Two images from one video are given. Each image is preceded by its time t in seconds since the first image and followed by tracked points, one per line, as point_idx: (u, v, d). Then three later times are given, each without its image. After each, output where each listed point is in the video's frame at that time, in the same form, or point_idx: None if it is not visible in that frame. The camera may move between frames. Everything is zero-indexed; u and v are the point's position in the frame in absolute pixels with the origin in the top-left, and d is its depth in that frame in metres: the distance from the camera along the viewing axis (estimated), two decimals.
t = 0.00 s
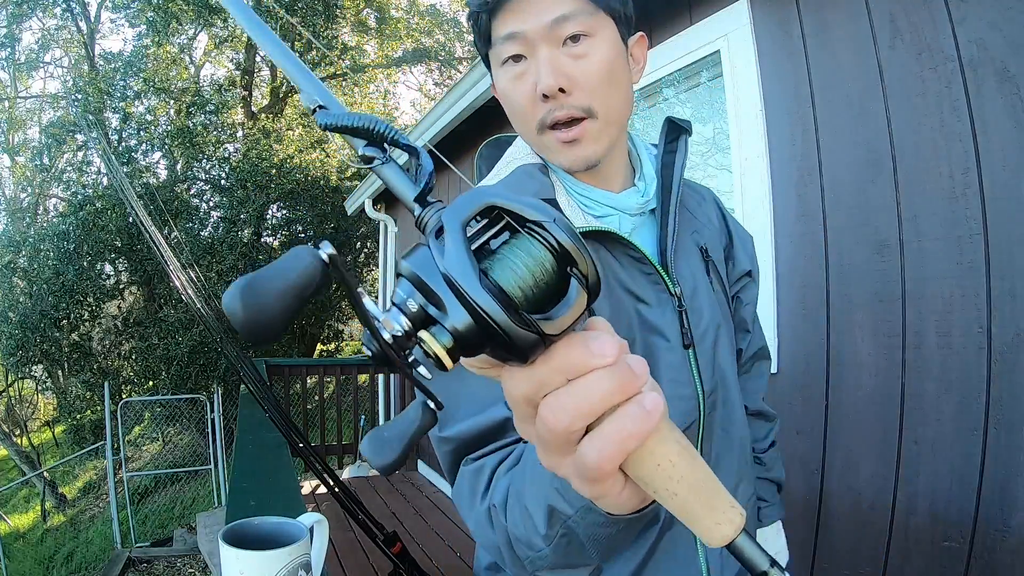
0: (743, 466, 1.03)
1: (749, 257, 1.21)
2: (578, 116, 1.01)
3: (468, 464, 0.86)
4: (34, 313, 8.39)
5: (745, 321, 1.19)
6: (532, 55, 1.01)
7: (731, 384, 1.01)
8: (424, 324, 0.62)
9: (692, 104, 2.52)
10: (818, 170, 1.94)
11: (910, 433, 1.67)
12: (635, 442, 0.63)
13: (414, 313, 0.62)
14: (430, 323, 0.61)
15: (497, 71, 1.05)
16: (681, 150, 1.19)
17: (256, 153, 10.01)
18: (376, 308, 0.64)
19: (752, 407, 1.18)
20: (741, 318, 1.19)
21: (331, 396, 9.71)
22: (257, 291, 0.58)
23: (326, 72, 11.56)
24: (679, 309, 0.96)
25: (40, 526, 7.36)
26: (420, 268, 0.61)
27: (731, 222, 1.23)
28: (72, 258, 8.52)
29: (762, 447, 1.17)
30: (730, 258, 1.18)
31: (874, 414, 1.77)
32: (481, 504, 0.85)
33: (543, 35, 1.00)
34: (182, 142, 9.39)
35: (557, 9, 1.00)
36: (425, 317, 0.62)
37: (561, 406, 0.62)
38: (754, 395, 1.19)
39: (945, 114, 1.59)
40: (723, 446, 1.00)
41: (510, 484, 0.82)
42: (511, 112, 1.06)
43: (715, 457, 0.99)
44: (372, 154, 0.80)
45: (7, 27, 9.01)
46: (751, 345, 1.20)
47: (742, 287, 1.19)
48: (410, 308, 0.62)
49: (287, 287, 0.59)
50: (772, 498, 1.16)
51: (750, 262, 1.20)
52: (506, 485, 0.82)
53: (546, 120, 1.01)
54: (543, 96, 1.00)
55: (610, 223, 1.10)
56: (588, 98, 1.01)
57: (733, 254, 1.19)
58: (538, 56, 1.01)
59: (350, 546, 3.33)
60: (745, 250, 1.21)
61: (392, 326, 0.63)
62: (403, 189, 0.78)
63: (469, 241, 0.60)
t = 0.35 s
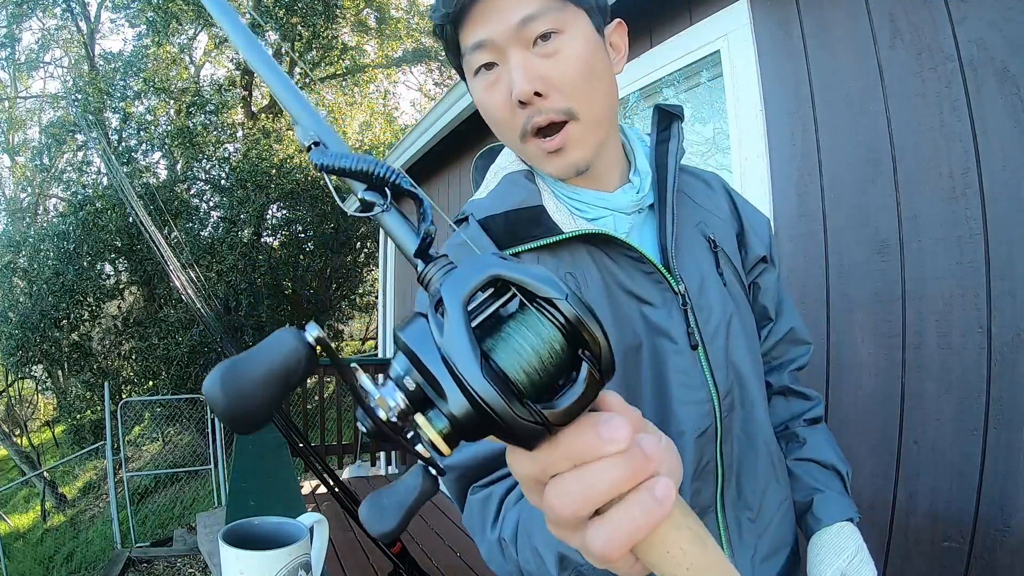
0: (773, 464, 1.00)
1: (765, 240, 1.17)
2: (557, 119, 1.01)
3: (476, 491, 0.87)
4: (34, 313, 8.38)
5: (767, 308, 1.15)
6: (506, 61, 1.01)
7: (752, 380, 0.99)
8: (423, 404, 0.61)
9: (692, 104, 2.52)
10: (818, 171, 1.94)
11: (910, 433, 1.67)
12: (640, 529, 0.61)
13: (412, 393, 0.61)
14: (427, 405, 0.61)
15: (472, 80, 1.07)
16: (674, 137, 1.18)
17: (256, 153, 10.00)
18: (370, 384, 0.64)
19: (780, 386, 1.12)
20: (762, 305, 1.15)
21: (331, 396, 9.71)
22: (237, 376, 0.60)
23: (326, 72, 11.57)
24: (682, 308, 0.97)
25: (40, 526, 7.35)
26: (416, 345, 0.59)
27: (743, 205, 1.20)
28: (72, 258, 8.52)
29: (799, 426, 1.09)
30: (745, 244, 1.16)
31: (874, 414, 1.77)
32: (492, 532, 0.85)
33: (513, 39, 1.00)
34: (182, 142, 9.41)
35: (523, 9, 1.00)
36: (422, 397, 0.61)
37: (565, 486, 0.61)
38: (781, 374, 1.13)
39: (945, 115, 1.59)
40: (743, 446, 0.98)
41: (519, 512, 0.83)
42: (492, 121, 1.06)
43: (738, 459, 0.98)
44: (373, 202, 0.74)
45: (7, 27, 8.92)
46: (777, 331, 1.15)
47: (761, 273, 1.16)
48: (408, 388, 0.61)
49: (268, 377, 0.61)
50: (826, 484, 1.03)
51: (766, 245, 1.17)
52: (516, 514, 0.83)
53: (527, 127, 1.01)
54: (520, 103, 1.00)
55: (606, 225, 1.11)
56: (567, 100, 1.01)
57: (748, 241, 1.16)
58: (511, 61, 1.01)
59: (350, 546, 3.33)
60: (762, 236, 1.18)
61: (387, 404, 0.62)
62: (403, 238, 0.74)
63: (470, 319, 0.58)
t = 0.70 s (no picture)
0: (776, 471, 1.00)
1: (775, 236, 1.16)
2: (535, 117, 1.00)
3: (467, 476, 0.88)
4: (34, 313, 8.37)
5: (783, 312, 1.14)
6: (484, 68, 1.04)
7: (749, 378, 0.99)
8: (399, 379, 0.59)
9: (692, 104, 2.51)
10: (818, 171, 1.94)
11: (910, 433, 1.68)
12: (623, 508, 0.61)
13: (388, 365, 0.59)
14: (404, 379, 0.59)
15: (463, 92, 1.10)
16: (673, 133, 1.19)
17: (256, 153, 10.00)
18: (343, 361, 0.62)
19: (803, 414, 1.12)
20: (778, 310, 1.14)
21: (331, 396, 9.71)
22: (201, 349, 0.57)
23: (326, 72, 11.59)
24: (674, 302, 0.98)
25: (40, 526, 7.34)
26: (394, 314, 0.58)
27: (751, 203, 1.18)
28: (72, 258, 8.52)
29: (816, 459, 1.11)
30: (754, 242, 1.14)
31: (874, 414, 1.77)
32: (481, 516, 0.85)
33: (487, 48, 1.03)
34: (182, 142, 9.41)
35: (494, 18, 1.02)
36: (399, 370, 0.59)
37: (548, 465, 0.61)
38: (804, 399, 1.12)
39: (945, 115, 1.59)
40: (744, 453, 0.98)
41: (507, 501, 0.82)
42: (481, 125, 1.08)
43: (736, 463, 0.97)
44: (350, 171, 0.74)
45: (7, 26, 8.95)
46: (793, 340, 1.14)
47: (770, 275, 1.15)
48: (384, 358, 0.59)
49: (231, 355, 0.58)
50: (835, 515, 1.09)
51: (775, 242, 1.15)
52: (504, 498, 0.83)
53: (507, 128, 1.02)
54: (498, 105, 1.01)
55: (596, 219, 1.11)
56: (541, 97, 1.00)
57: (757, 239, 1.14)
58: (490, 66, 1.03)
59: (349, 546, 3.33)
60: (771, 233, 1.16)
61: (362, 380, 0.60)
62: (381, 212, 0.73)
63: (450, 289, 0.58)
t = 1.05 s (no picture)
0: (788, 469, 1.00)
1: (782, 238, 1.16)
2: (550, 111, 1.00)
3: (468, 470, 0.89)
4: (34, 313, 8.37)
5: (789, 314, 1.14)
6: (499, 61, 1.02)
7: (759, 376, 0.99)
8: (468, 336, 0.52)
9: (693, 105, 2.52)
10: (818, 171, 1.94)
11: (910, 433, 1.68)
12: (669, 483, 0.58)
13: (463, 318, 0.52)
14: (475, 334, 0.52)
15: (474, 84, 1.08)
16: (684, 131, 1.20)
17: (256, 153, 10.04)
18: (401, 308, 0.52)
19: (810, 412, 1.12)
20: (784, 311, 1.14)
21: (331, 396, 9.74)
22: (278, 265, 0.45)
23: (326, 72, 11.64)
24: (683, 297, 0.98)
25: (40, 526, 7.35)
26: (473, 268, 0.52)
27: (757, 204, 1.19)
28: (72, 258, 8.53)
29: (825, 459, 1.11)
30: (762, 243, 1.15)
31: (874, 413, 1.78)
32: (480, 508, 0.86)
33: (504, 41, 1.01)
34: (182, 142, 9.39)
35: (510, 14, 1.01)
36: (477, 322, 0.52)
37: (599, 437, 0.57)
38: (810, 397, 1.13)
39: (944, 115, 1.59)
40: (758, 452, 0.98)
41: (504, 496, 0.83)
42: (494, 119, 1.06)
43: (747, 457, 0.97)
44: (399, 135, 0.68)
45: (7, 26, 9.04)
46: (800, 341, 1.14)
47: (777, 276, 1.15)
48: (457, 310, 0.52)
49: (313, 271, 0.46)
50: (847, 521, 1.07)
51: (782, 243, 1.16)
52: (506, 490, 0.83)
53: (522, 121, 1.01)
54: (513, 98, 0.99)
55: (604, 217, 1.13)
56: (557, 91, 1.00)
57: (764, 239, 1.15)
58: (505, 60, 1.01)
59: (349, 546, 3.33)
60: (777, 235, 1.16)
61: (427, 334, 0.51)
62: (433, 181, 0.68)
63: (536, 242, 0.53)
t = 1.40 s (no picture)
0: (752, 480, 0.99)
1: (789, 244, 1.12)
2: (559, 91, 1.01)
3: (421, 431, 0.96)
4: (34, 313, 8.38)
5: (788, 325, 1.11)
6: (520, 39, 1.04)
7: (730, 384, 0.99)
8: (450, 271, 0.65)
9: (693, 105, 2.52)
10: (818, 171, 1.94)
11: (910, 433, 1.67)
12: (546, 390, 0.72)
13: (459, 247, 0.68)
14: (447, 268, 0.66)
15: (499, 59, 1.11)
16: (695, 129, 1.18)
17: (256, 153, 10.03)
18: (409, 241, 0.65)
19: (802, 429, 1.09)
20: (783, 320, 1.11)
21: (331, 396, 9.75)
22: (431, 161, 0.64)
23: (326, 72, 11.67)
24: (657, 294, 1.01)
25: (39, 526, 7.34)
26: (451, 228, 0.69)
27: (768, 209, 1.15)
28: (72, 258, 8.52)
29: (812, 477, 1.08)
30: (765, 249, 1.11)
31: (873, 414, 1.78)
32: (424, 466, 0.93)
33: (530, 19, 1.03)
34: (182, 142, 9.39)
35: None
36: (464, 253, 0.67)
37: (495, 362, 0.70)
38: (805, 414, 1.09)
39: (944, 115, 1.59)
40: (720, 458, 0.98)
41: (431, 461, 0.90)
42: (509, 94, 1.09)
43: (708, 464, 0.97)
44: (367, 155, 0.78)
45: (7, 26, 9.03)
46: (797, 355, 1.11)
47: (780, 284, 1.12)
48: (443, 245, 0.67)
49: (442, 187, 0.63)
50: (826, 540, 1.06)
51: (788, 250, 1.11)
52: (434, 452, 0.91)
53: (532, 97, 1.03)
54: (526, 75, 1.02)
55: (595, 207, 1.13)
56: (569, 72, 1.01)
57: (768, 244, 1.11)
58: (525, 38, 1.04)
59: (349, 546, 3.33)
60: (783, 241, 1.12)
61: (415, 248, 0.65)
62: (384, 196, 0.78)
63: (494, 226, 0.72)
